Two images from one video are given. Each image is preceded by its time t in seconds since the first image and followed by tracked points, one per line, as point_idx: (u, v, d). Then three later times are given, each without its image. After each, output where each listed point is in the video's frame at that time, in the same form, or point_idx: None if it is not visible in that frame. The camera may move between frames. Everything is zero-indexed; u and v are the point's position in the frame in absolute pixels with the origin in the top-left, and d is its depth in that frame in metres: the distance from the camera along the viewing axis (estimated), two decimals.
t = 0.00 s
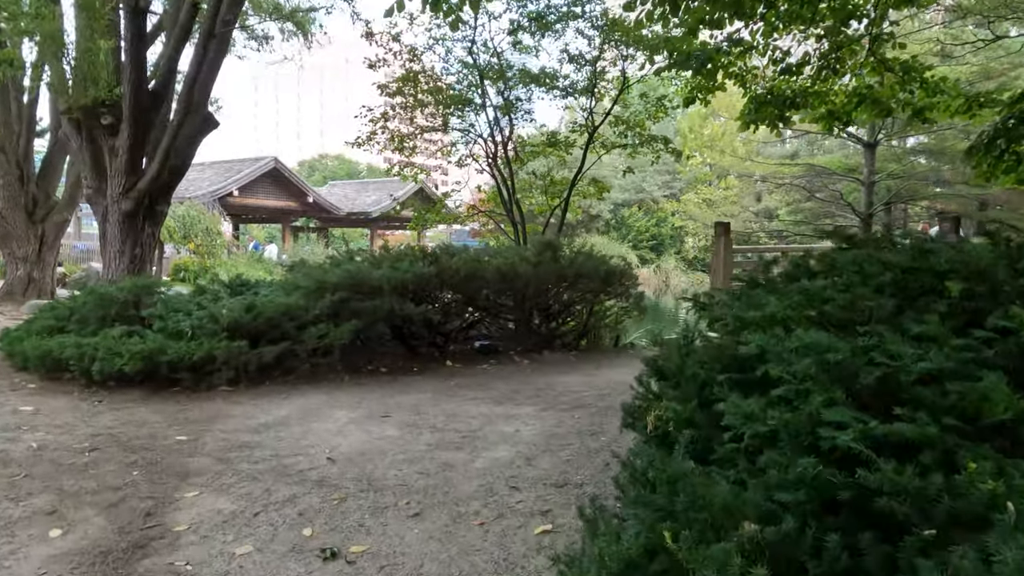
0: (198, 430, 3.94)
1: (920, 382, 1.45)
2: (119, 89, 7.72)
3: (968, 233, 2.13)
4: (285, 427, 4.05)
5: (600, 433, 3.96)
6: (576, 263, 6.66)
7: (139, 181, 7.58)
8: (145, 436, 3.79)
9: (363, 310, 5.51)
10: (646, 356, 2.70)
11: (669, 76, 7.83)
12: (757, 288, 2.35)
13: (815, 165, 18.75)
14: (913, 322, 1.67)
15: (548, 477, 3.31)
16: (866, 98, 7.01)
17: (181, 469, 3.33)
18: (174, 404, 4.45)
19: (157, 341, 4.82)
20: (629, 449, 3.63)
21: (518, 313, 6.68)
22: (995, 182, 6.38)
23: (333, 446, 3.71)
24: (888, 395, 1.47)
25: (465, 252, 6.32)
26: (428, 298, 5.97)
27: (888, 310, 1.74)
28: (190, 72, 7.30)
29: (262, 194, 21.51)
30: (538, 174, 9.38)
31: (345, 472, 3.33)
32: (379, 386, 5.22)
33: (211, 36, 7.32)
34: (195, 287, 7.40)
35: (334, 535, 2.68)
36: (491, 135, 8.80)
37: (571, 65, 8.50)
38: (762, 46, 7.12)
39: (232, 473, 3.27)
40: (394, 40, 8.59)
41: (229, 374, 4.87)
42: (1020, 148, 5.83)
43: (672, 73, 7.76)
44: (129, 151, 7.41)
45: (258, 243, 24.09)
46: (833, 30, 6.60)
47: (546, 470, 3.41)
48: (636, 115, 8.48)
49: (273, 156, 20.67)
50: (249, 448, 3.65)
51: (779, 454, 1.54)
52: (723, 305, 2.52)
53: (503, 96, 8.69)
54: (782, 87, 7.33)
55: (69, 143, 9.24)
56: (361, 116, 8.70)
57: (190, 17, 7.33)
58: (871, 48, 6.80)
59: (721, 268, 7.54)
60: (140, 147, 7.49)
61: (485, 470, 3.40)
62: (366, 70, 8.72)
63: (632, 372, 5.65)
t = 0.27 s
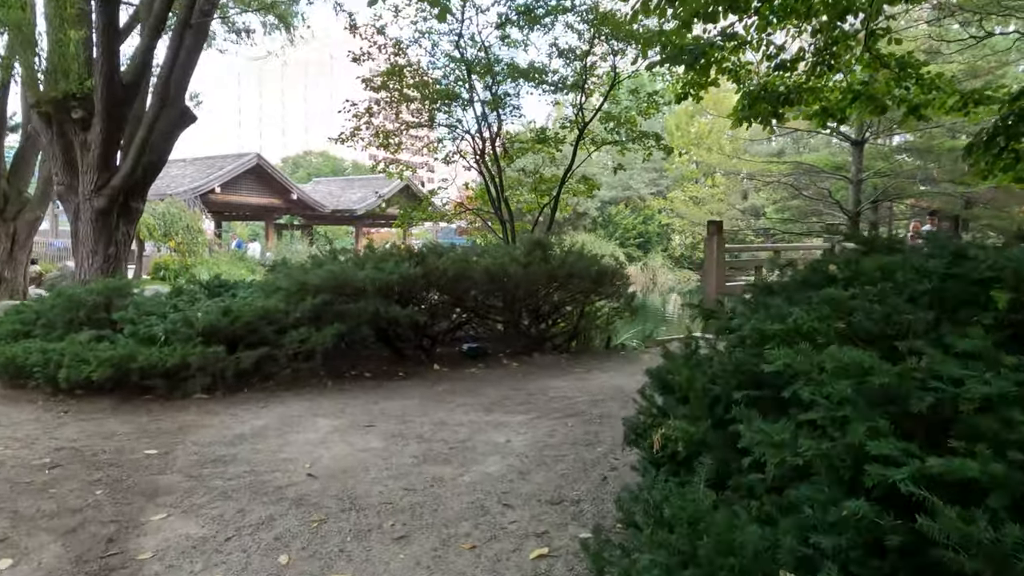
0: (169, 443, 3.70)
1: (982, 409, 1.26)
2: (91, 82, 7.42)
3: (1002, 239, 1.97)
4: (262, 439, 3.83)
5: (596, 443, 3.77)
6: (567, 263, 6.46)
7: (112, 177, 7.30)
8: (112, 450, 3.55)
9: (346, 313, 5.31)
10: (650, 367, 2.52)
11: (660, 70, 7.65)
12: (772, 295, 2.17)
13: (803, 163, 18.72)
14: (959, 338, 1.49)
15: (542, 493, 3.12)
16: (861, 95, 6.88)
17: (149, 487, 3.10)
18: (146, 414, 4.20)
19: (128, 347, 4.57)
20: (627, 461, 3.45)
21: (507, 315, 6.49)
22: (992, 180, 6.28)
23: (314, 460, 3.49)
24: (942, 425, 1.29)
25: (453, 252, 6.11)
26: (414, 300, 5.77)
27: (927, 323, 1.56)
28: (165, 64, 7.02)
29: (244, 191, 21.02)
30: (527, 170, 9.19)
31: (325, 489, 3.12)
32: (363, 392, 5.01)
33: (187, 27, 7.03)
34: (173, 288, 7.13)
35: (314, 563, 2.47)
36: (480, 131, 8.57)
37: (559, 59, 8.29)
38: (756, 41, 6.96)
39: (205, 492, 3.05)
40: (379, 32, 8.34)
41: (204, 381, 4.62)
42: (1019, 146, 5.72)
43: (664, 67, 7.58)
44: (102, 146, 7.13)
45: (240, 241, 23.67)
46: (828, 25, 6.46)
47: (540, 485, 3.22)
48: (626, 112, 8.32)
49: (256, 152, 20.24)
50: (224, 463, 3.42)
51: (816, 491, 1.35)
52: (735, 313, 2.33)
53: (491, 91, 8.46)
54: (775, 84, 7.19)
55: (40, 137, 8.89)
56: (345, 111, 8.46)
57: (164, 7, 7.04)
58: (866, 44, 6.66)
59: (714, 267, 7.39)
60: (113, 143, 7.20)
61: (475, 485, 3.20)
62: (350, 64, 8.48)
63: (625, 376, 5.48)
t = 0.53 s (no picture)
0: (141, 455, 3.50)
1: None
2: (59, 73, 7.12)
3: None
4: (241, 450, 3.64)
5: (591, 451, 3.64)
6: (556, 263, 6.32)
7: (83, 173, 7.01)
8: (79, 464, 3.34)
9: (329, 315, 5.12)
10: (654, 377, 2.38)
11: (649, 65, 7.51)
12: (787, 302, 2.04)
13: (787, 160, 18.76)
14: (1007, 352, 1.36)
15: (537, 506, 2.97)
16: (852, 92, 6.81)
17: (118, 505, 2.90)
18: (118, 423, 3.99)
19: (99, 352, 4.35)
20: (625, 471, 3.32)
21: (495, 315, 6.33)
22: (983, 178, 6.25)
23: (296, 472, 3.32)
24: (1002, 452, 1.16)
25: (439, 251, 5.94)
26: (400, 301, 5.60)
27: (970, 335, 1.43)
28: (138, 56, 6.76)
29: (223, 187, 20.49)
30: (514, 167, 9.03)
31: (308, 505, 2.94)
32: (347, 397, 4.83)
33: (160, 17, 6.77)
34: (148, 288, 6.89)
35: None
36: (465, 127, 8.39)
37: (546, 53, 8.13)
38: (747, 36, 6.85)
39: (178, 509, 2.86)
40: (361, 25, 8.13)
41: (180, 387, 4.41)
42: (1012, 144, 5.68)
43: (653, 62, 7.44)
44: (71, 140, 6.84)
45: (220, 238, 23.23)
46: (821, 20, 6.37)
47: (535, 497, 3.07)
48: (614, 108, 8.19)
49: (235, 148, 19.79)
50: (200, 476, 3.23)
51: (859, 526, 1.22)
52: (745, 321, 2.20)
53: (477, 85, 8.28)
54: (766, 79, 7.08)
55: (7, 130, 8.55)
56: (326, 105, 8.24)
57: None
58: (858, 40, 6.59)
59: (704, 266, 7.28)
60: (83, 137, 6.91)
61: (467, 498, 3.05)
62: (331, 57, 8.25)
63: (617, 379, 5.35)
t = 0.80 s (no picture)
0: (113, 466, 3.29)
1: None
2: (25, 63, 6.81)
3: None
4: (220, 458, 3.44)
5: (588, 456, 3.50)
6: (545, 260, 6.19)
7: (51, 167, 6.71)
8: (45, 476, 3.13)
9: (312, 315, 4.93)
10: (664, 382, 2.24)
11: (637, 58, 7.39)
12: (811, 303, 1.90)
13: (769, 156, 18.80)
14: None
15: (536, 516, 2.83)
16: (842, 86, 6.74)
17: (87, 520, 2.70)
18: (88, 431, 3.77)
19: (67, 355, 4.12)
20: (624, 476, 3.19)
21: (482, 314, 6.19)
22: (973, 175, 6.22)
23: (278, 482, 3.14)
24: None
25: (425, 248, 5.76)
26: (385, 300, 5.42)
27: None
28: (110, 45, 6.47)
29: (200, 184, 20.11)
30: (499, 163, 8.88)
31: (292, 518, 2.77)
32: (332, 400, 4.64)
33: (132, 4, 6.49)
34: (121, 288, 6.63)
35: None
36: (450, 121, 8.22)
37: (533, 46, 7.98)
38: (737, 30, 6.75)
39: (152, 525, 2.67)
40: (343, 16, 7.90)
41: (155, 391, 4.19)
42: (1003, 139, 5.65)
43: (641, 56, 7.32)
44: (38, 132, 6.54)
45: (197, 235, 22.77)
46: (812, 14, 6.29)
47: (533, 506, 2.92)
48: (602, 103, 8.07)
49: (212, 144, 19.39)
50: (176, 488, 3.04)
51: (923, 555, 1.08)
52: (763, 322, 2.06)
53: (461, 79, 8.10)
54: (755, 74, 7.00)
55: None
56: (307, 98, 7.99)
57: None
58: (849, 33, 6.51)
59: (694, 263, 7.18)
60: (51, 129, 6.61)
61: (461, 508, 2.89)
62: (312, 49, 8.02)
63: (609, 378, 5.23)
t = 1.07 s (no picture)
0: (84, 486, 3.09)
1: None
2: None
3: None
4: (199, 476, 3.25)
5: (587, 469, 3.37)
6: (536, 263, 6.05)
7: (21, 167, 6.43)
8: (11, 498, 2.92)
9: (296, 322, 4.74)
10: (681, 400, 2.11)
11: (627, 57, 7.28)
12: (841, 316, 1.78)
13: (753, 157, 18.85)
14: None
15: (538, 537, 2.68)
16: (833, 87, 6.70)
17: (56, 549, 2.51)
18: (58, 447, 3.56)
19: (36, 367, 3.89)
20: (627, 492, 3.06)
21: (472, 319, 6.04)
22: (964, 176, 6.21)
23: (263, 502, 2.96)
24: None
25: (414, 251, 5.60)
26: (372, 305, 5.24)
27: None
28: (83, 40, 6.24)
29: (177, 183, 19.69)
30: (486, 163, 8.73)
31: (279, 542, 2.60)
32: (318, 410, 4.46)
33: None
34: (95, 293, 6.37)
35: None
36: (436, 120, 8.06)
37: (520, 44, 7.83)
38: (728, 29, 6.67)
39: (127, 553, 2.48)
40: (326, 12, 7.69)
41: (131, 404, 3.98)
42: (996, 141, 5.63)
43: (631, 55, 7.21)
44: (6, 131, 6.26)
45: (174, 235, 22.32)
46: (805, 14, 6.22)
47: (534, 526, 2.78)
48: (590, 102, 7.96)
49: (190, 143, 18.98)
50: (153, 510, 2.85)
51: None
52: (787, 335, 1.93)
53: (448, 77, 7.93)
54: (746, 74, 6.92)
55: None
56: (289, 96, 7.77)
57: None
58: (841, 33, 6.47)
59: (685, 266, 7.09)
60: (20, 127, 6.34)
61: (458, 529, 2.74)
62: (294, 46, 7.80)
63: (603, 385, 5.11)
